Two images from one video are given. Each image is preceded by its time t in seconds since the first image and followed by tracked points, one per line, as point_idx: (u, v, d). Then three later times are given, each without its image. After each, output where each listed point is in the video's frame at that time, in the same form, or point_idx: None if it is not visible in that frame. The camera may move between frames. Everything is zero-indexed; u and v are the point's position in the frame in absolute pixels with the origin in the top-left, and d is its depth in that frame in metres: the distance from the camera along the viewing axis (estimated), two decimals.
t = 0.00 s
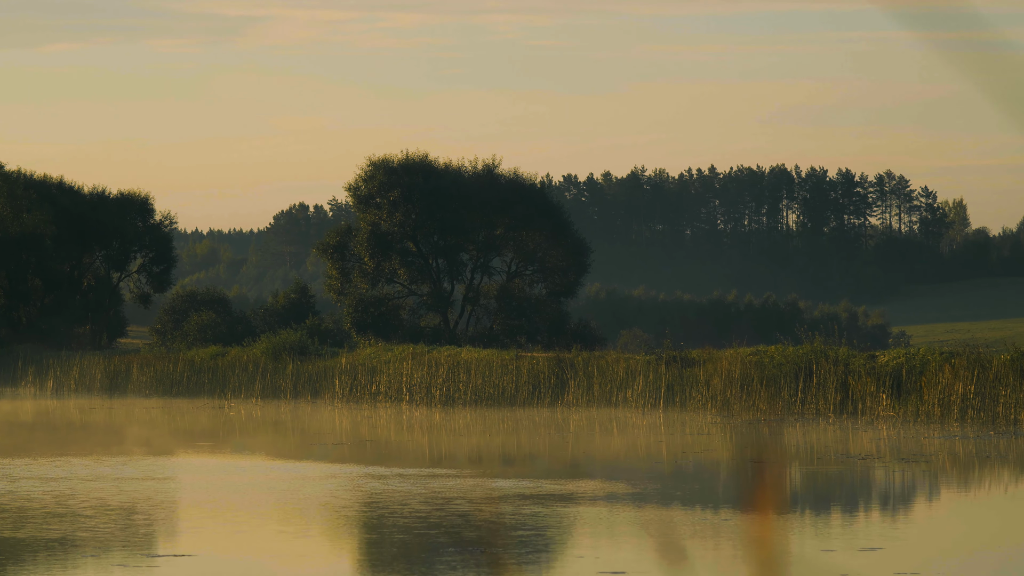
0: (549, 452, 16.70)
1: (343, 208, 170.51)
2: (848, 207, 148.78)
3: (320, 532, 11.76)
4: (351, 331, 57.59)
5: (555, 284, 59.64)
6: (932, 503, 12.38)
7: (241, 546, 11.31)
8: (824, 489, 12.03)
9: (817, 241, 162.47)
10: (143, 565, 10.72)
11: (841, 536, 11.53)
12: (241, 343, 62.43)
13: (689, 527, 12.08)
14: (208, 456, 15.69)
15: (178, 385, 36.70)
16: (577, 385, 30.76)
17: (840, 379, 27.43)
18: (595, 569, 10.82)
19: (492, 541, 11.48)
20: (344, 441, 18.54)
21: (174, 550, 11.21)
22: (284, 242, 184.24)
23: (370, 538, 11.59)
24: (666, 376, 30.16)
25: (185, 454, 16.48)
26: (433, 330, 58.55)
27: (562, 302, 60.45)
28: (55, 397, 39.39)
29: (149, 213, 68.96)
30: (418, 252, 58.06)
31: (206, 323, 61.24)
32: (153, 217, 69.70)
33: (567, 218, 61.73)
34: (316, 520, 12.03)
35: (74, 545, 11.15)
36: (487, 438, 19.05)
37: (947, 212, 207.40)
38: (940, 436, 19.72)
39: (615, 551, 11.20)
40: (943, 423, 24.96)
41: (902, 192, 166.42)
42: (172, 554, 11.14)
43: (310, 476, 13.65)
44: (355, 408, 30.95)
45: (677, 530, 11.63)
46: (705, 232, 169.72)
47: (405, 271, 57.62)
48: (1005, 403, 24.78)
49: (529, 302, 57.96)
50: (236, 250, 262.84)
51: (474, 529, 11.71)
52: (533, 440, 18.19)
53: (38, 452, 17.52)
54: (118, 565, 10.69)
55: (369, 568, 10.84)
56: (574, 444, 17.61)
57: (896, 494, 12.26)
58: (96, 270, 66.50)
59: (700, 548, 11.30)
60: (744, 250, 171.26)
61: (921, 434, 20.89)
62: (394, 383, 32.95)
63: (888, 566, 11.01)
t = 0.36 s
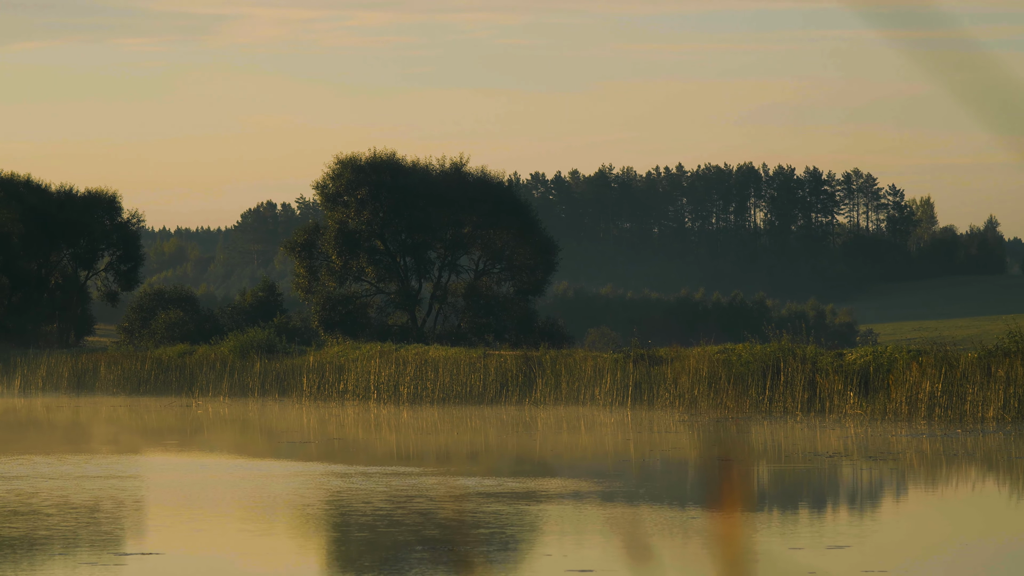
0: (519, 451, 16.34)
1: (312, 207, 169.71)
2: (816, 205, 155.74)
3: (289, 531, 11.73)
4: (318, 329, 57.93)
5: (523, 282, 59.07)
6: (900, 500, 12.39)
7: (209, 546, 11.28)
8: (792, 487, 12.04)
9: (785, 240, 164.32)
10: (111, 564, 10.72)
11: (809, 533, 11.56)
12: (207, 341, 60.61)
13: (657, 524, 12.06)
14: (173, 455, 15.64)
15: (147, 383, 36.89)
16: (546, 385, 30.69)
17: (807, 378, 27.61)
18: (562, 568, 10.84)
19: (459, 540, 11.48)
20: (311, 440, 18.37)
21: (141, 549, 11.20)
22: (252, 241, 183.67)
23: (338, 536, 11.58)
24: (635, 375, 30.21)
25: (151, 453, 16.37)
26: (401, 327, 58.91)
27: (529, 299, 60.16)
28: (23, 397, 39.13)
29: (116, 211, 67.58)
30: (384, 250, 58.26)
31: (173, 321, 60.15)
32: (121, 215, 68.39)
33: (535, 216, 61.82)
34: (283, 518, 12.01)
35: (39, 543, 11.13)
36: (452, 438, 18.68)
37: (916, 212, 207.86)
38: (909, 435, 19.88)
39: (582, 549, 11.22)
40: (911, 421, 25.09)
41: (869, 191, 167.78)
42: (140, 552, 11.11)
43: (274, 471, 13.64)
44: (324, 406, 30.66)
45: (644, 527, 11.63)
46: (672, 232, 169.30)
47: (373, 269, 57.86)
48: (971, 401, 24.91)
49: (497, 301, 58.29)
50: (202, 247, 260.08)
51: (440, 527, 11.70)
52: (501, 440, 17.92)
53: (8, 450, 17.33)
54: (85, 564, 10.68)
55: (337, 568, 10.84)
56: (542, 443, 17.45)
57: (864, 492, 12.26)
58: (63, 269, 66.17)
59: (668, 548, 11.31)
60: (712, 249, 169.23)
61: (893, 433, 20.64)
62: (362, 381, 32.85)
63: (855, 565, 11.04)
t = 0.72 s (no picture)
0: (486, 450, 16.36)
1: (278, 206, 168.12)
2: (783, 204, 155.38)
3: (257, 531, 11.70)
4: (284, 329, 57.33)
5: (490, 281, 59.45)
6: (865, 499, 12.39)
7: (176, 545, 11.25)
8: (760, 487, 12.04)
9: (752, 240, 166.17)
10: (77, 564, 10.66)
11: (776, 533, 11.55)
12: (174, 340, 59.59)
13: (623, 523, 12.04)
14: (140, 456, 15.64)
15: (112, 383, 36.91)
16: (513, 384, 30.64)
17: (774, 378, 27.69)
18: (528, 567, 10.87)
19: (426, 539, 11.47)
20: (277, 441, 18.29)
21: (107, 550, 11.16)
22: (218, 240, 182.51)
23: (305, 536, 11.57)
24: (601, 375, 30.26)
25: (119, 453, 16.36)
26: (368, 327, 58.58)
27: (496, 298, 60.49)
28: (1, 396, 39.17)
29: (83, 211, 68.08)
30: (352, 249, 57.40)
31: (140, 320, 58.90)
32: (87, 214, 68.87)
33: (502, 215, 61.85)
34: (250, 518, 12.00)
35: (1, 545, 11.06)
36: (416, 437, 18.57)
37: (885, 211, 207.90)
38: (874, 434, 20.12)
39: (549, 549, 11.24)
40: (876, 419, 25.26)
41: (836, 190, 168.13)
42: (105, 553, 11.07)
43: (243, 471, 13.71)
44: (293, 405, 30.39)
45: (609, 526, 11.63)
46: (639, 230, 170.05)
47: (340, 269, 56.92)
48: (937, 400, 25.06)
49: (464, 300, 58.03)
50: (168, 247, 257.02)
51: (406, 526, 11.71)
52: (468, 440, 17.79)
53: None
54: (51, 564, 10.65)
55: (305, 568, 10.86)
56: (508, 443, 17.26)
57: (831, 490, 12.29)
58: (30, 268, 66.45)
59: (634, 548, 11.31)
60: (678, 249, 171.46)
61: (859, 433, 20.47)
62: (328, 380, 32.84)
63: (822, 565, 11.04)
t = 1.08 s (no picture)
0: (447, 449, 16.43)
1: (242, 205, 166.51)
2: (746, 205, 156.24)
3: (223, 531, 11.67)
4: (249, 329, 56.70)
5: (454, 281, 59.18)
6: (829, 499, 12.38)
7: (141, 546, 11.22)
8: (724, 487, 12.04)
9: (716, 239, 166.54)
10: (41, 564, 10.61)
11: (740, 533, 11.56)
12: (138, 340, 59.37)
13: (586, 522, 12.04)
14: (101, 456, 15.72)
15: (78, 382, 37.61)
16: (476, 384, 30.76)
17: (738, 377, 27.87)
18: (493, 566, 10.89)
19: (391, 538, 11.47)
20: (239, 441, 18.23)
21: (72, 549, 11.14)
22: (184, 240, 179.88)
23: (271, 535, 11.55)
24: (566, 374, 30.33)
25: (82, 453, 16.40)
26: (332, 326, 57.89)
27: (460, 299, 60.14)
28: None
29: (47, 210, 67.79)
30: (316, 249, 56.87)
31: (103, 319, 58.47)
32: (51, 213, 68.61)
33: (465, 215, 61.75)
34: (215, 517, 11.98)
35: None
36: (381, 438, 18.48)
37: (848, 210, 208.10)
38: (834, 433, 20.26)
39: (513, 548, 11.25)
40: (839, 418, 25.40)
41: (799, 190, 169.87)
42: (69, 552, 11.03)
43: (209, 471, 13.70)
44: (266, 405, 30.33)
45: (573, 524, 11.64)
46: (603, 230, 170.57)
47: (303, 268, 56.53)
48: (902, 399, 25.18)
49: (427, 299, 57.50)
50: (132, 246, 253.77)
51: (370, 526, 11.71)
52: (432, 439, 17.70)
53: None
54: (14, 564, 10.61)
55: (270, 567, 10.85)
56: (471, 443, 17.00)
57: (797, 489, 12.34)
58: None
59: (596, 547, 11.31)
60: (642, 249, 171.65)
61: (823, 433, 20.28)
62: (292, 380, 33.12)
63: (786, 564, 11.05)
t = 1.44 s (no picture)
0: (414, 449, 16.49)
1: (206, 204, 165.00)
2: (710, 203, 158.84)
3: (186, 530, 11.62)
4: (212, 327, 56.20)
5: (417, 279, 59.84)
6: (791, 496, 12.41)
7: (104, 545, 11.15)
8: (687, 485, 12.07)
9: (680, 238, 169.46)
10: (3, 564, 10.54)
11: (704, 531, 11.57)
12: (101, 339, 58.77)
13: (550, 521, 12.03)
14: (68, 454, 15.90)
15: (39, 381, 38.08)
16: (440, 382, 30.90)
17: (701, 376, 28.13)
18: (457, 566, 10.89)
19: (354, 537, 11.45)
20: (203, 438, 18.48)
21: (37, 548, 11.10)
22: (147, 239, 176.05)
23: (235, 534, 11.52)
24: (529, 372, 30.51)
25: (46, 452, 16.46)
26: (295, 325, 57.74)
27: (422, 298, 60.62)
28: None
29: (9, 209, 67.65)
30: (279, 248, 56.87)
31: (66, 318, 57.81)
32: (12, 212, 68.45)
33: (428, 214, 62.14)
34: (177, 516, 11.94)
35: None
36: (344, 434, 18.73)
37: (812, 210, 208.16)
38: (800, 431, 20.46)
39: (478, 548, 11.24)
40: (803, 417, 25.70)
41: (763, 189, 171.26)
42: (32, 552, 10.97)
43: (174, 471, 13.70)
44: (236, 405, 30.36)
45: (537, 523, 11.64)
46: (568, 229, 170.39)
47: (267, 267, 56.46)
48: (866, 398, 25.46)
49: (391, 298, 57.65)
50: (95, 247, 250.06)
51: (332, 524, 11.69)
52: (395, 437, 17.88)
53: None
54: None
55: (232, 566, 10.85)
56: (431, 443, 17.03)
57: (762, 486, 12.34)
58: None
59: (559, 547, 11.28)
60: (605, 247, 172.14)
61: (791, 433, 20.16)
62: (255, 378, 33.48)
63: (748, 562, 11.06)
